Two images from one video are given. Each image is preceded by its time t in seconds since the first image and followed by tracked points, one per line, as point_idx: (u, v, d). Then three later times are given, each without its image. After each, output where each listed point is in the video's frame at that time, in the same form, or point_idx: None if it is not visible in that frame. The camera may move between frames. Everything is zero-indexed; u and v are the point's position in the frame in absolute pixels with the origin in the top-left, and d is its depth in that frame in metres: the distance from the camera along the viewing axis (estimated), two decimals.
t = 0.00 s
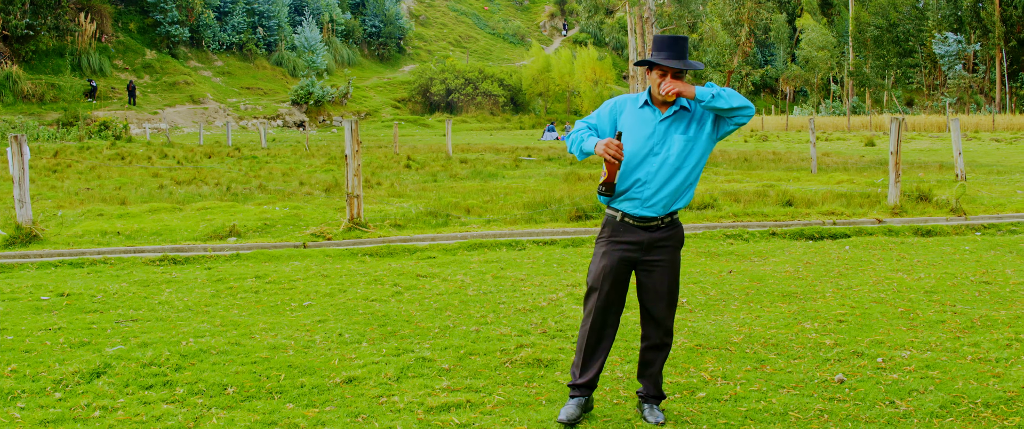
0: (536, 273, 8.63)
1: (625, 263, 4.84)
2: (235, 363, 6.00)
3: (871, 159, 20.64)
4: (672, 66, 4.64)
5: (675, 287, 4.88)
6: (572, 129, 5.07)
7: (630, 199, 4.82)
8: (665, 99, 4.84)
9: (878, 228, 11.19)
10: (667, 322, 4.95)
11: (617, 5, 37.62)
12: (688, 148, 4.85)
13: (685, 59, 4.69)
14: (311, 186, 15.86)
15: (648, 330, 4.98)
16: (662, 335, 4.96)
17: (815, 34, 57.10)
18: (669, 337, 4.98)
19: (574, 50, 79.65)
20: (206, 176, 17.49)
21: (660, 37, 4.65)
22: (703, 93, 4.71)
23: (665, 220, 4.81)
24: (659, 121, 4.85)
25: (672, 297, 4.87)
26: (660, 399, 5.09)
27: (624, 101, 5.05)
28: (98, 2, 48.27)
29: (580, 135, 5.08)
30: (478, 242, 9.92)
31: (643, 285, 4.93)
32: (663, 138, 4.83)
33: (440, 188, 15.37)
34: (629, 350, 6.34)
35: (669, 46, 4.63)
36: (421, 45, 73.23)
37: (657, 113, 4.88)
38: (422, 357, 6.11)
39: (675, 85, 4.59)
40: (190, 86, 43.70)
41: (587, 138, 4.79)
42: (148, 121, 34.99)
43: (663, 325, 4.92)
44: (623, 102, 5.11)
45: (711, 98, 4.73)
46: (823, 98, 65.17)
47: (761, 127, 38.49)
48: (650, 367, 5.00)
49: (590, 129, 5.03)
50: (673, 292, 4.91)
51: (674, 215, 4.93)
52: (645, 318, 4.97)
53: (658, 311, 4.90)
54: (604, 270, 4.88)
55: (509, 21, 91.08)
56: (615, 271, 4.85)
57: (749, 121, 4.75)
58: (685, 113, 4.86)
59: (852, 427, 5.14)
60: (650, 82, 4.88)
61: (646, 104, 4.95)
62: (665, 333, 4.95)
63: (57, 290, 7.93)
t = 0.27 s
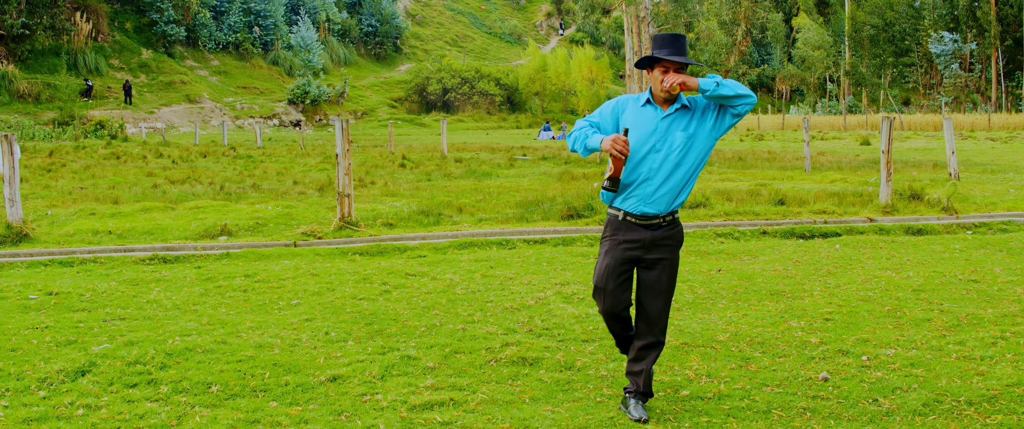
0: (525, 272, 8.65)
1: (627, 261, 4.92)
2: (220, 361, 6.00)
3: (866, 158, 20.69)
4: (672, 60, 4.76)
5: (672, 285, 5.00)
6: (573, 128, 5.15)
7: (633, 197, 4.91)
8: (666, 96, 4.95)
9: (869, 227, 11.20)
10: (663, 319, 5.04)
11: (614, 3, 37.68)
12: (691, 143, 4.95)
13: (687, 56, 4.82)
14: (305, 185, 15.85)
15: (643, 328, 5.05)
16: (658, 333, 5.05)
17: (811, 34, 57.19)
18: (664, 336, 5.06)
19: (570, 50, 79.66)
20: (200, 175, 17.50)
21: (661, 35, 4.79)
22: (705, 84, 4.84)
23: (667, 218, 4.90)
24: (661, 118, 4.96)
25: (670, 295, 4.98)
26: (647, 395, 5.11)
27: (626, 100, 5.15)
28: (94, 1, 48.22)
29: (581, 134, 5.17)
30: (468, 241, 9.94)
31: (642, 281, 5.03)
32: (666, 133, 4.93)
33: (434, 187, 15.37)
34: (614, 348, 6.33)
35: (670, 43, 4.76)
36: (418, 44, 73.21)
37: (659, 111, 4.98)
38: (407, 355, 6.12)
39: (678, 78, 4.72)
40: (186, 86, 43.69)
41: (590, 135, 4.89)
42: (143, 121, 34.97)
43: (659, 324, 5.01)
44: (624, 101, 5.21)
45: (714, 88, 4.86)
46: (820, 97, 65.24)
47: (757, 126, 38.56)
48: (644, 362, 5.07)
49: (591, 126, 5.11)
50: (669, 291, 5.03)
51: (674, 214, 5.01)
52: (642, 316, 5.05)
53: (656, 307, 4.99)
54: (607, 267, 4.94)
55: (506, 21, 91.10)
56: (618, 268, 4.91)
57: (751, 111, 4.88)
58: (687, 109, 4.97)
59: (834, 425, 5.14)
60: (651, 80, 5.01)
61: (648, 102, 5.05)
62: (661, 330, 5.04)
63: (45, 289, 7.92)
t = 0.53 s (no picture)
0: (515, 272, 8.66)
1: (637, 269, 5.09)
2: (206, 363, 6.00)
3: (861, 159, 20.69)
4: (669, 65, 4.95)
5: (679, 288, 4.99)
6: (574, 140, 5.22)
7: (639, 205, 5.01)
8: (663, 104, 5.10)
9: (860, 227, 11.20)
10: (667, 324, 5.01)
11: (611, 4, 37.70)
12: (692, 146, 5.07)
13: (681, 62, 5.02)
14: (299, 186, 15.86)
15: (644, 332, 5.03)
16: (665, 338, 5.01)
17: (807, 34, 57.25)
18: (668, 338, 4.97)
19: (567, 50, 79.70)
20: (195, 176, 17.48)
21: (658, 46, 4.99)
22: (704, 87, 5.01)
23: (672, 224, 5.00)
24: (658, 126, 5.08)
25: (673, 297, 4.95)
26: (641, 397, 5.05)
27: (624, 110, 5.27)
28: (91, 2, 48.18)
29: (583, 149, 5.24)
30: (459, 242, 9.95)
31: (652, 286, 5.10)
32: (667, 139, 5.04)
33: (428, 187, 15.38)
34: (600, 349, 6.33)
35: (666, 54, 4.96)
36: (415, 45, 73.22)
37: (655, 119, 5.12)
38: (393, 356, 6.12)
39: (679, 82, 4.87)
40: (183, 86, 43.68)
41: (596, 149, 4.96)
42: (140, 122, 34.99)
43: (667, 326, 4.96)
44: (621, 113, 5.33)
45: (711, 92, 5.04)
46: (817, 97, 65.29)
47: (754, 126, 38.56)
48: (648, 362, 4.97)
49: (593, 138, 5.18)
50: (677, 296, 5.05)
51: (682, 220, 5.09)
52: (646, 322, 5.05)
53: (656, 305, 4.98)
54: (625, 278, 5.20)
55: (503, 21, 91.15)
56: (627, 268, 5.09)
57: (746, 112, 5.09)
58: (684, 114, 5.13)
59: (818, 426, 5.15)
60: (647, 91, 5.17)
61: (643, 112, 5.19)
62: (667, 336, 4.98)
63: (34, 291, 7.92)
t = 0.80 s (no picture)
0: (504, 273, 8.67)
1: (643, 255, 5.19)
2: (191, 363, 6.01)
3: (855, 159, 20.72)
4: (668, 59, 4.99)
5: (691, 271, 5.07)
6: (578, 142, 5.36)
7: (644, 196, 5.15)
8: (661, 98, 5.23)
9: (851, 228, 11.22)
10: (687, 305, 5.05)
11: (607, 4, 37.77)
12: (691, 136, 5.21)
13: (677, 55, 5.08)
14: (292, 186, 15.85)
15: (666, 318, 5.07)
16: (686, 319, 5.06)
17: (803, 34, 57.34)
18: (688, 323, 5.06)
19: (563, 50, 79.71)
20: (189, 175, 17.47)
21: (653, 40, 5.02)
22: (701, 79, 5.14)
23: (676, 212, 5.12)
24: (658, 119, 5.23)
25: (685, 277, 4.98)
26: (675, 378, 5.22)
27: (624, 106, 5.41)
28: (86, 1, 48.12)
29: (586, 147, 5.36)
30: (449, 242, 9.96)
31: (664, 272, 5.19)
32: (667, 131, 5.19)
33: (421, 187, 15.37)
34: (586, 349, 6.35)
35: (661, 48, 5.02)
36: (411, 44, 73.21)
37: (654, 113, 5.26)
38: (378, 357, 6.13)
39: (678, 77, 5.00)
40: (179, 86, 43.65)
41: (601, 148, 5.09)
42: (136, 121, 34.97)
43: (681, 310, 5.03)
44: (620, 109, 5.47)
45: (708, 83, 5.20)
46: (812, 97, 65.41)
47: (750, 127, 38.61)
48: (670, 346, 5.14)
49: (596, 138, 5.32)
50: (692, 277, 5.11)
51: (685, 206, 5.23)
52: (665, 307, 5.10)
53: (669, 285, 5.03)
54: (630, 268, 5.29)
55: (499, 21, 91.18)
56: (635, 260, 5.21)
57: (744, 102, 5.23)
58: (682, 105, 5.27)
59: (800, 426, 5.16)
60: (645, 85, 5.28)
61: (641, 107, 5.34)
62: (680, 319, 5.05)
63: (22, 290, 7.90)
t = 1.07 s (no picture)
0: (493, 273, 8.71)
1: (649, 256, 5.27)
2: (177, 364, 6.01)
3: (848, 160, 20.76)
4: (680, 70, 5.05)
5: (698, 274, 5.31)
6: (589, 146, 5.47)
7: (651, 200, 5.24)
8: (671, 105, 5.30)
9: (842, 229, 11.25)
10: (696, 304, 5.37)
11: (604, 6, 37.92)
12: (699, 145, 5.30)
13: (688, 67, 5.13)
14: (285, 187, 15.86)
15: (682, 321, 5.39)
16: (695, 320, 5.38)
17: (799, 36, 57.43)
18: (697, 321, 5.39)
19: (560, 51, 79.78)
20: (183, 177, 17.46)
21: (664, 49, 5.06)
22: (713, 91, 5.20)
23: (681, 215, 5.24)
24: (666, 126, 5.32)
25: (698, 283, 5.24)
26: (691, 372, 5.65)
27: (634, 111, 5.51)
28: (82, 2, 48.09)
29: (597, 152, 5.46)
30: (440, 243, 9.98)
31: (669, 274, 5.36)
32: (676, 139, 5.27)
33: (414, 189, 15.39)
34: (572, 351, 6.37)
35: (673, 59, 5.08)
36: (407, 46, 73.21)
37: (662, 120, 5.35)
38: (364, 357, 6.15)
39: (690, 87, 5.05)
40: (174, 87, 43.63)
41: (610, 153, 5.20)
42: (131, 122, 34.98)
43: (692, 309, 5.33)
44: (631, 114, 5.55)
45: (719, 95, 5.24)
46: (808, 98, 65.53)
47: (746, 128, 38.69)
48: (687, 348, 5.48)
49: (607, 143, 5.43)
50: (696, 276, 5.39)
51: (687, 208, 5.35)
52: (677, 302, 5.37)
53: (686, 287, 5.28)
54: (633, 265, 5.32)
55: (495, 22, 91.26)
56: (642, 264, 5.28)
57: (754, 115, 5.26)
58: (690, 114, 5.35)
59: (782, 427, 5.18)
60: (655, 92, 5.35)
61: (651, 114, 5.42)
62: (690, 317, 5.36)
63: (11, 292, 7.87)
